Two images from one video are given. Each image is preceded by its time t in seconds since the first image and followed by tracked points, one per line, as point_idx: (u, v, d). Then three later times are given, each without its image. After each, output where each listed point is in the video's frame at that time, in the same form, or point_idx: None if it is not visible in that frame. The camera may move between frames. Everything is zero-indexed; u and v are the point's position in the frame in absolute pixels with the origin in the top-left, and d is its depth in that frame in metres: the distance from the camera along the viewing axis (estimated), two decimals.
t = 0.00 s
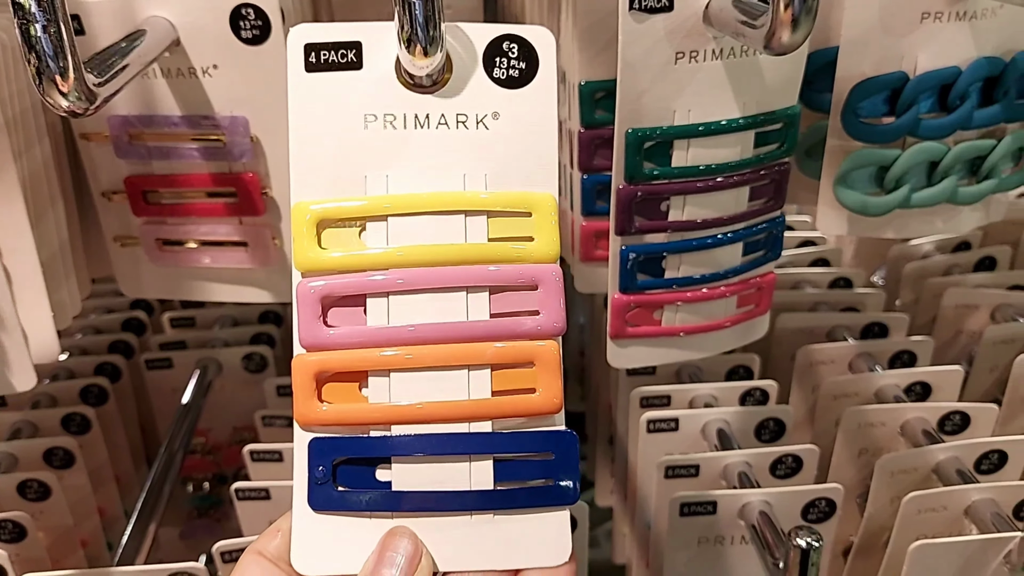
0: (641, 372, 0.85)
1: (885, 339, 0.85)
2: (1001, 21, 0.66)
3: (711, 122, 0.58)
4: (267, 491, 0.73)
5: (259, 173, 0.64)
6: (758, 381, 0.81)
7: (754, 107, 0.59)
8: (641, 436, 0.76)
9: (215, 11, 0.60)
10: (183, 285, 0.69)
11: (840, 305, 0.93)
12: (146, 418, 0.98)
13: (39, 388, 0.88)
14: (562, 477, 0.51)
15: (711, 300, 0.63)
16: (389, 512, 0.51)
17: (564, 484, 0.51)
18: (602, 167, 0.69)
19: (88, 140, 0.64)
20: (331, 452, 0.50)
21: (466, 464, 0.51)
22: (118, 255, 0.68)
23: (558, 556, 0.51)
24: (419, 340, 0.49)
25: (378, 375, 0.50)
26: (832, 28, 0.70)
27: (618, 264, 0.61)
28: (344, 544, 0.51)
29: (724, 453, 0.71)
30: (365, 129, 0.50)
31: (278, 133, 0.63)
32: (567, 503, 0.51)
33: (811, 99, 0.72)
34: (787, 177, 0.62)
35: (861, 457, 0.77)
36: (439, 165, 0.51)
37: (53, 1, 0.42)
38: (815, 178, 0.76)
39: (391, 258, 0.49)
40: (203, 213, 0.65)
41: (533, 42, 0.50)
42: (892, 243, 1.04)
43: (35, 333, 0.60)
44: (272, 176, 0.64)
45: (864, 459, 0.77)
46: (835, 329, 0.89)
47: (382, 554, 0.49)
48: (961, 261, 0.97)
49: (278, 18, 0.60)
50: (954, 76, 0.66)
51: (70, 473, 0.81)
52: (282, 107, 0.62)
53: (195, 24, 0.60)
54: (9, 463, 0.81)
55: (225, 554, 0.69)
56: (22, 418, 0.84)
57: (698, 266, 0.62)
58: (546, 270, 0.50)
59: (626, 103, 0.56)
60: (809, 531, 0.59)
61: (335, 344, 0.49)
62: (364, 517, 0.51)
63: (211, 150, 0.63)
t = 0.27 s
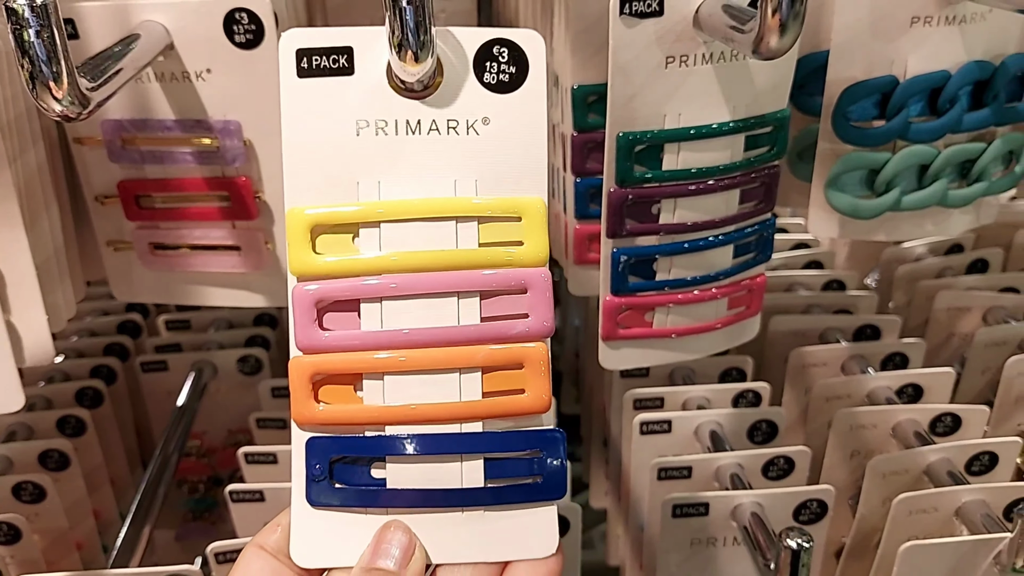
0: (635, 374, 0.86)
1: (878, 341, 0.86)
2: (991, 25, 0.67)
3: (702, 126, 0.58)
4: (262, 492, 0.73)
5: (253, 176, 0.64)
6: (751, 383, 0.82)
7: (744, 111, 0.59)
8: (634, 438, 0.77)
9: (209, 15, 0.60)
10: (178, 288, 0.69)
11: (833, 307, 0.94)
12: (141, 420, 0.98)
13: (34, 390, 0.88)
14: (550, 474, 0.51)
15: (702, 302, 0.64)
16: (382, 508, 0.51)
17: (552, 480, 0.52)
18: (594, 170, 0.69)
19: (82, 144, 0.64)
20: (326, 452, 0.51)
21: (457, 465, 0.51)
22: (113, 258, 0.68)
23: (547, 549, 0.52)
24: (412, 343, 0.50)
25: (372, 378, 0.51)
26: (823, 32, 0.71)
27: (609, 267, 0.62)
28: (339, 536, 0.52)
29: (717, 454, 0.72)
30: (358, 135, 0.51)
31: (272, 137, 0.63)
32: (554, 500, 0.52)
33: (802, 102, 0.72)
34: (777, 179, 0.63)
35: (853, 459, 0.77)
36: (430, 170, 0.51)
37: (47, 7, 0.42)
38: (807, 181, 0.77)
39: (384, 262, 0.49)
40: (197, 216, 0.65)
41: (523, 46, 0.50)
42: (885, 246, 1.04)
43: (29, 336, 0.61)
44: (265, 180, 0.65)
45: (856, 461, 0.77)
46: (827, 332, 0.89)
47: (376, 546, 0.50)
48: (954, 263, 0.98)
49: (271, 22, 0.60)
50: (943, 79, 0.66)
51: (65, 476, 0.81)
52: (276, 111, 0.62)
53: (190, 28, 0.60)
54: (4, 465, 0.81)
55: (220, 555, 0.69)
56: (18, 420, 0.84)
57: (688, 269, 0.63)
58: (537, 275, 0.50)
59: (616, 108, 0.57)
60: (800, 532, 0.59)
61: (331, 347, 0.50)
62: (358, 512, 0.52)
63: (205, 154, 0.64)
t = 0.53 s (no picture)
0: (630, 377, 0.85)
1: (872, 344, 0.86)
2: (985, 27, 0.66)
3: (695, 129, 0.58)
4: (253, 497, 0.72)
5: (244, 179, 0.64)
6: (745, 387, 0.81)
7: (737, 114, 0.59)
8: (628, 441, 0.76)
9: (199, 17, 0.60)
10: (169, 291, 0.68)
11: (828, 310, 0.94)
12: (134, 424, 0.97)
13: (26, 394, 0.87)
14: (539, 471, 0.52)
15: (696, 306, 0.64)
16: (373, 507, 0.52)
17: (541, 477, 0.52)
18: (588, 172, 0.69)
19: (73, 146, 0.64)
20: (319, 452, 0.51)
21: (448, 465, 0.52)
22: (103, 260, 0.68)
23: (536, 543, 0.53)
24: (403, 346, 0.50)
25: (364, 380, 0.50)
26: (816, 35, 0.71)
27: (602, 270, 0.61)
28: (333, 538, 0.52)
29: (710, 458, 0.71)
30: (348, 137, 0.50)
31: (264, 139, 0.63)
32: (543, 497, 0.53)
33: (796, 105, 0.72)
34: (770, 182, 0.63)
35: (847, 463, 0.77)
36: (421, 173, 0.51)
37: (33, 8, 0.42)
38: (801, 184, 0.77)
39: (376, 266, 0.49)
40: (189, 219, 0.65)
41: (515, 49, 0.50)
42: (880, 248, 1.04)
43: (18, 339, 0.60)
44: (256, 183, 0.64)
45: (851, 464, 0.77)
46: (822, 335, 0.89)
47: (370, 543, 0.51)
48: (949, 266, 0.97)
49: (262, 24, 0.60)
50: (937, 82, 0.66)
51: (56, 480, 0.81)
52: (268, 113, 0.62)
53: (180, 30, 0.60)
54: None
55: (211, 560, 0.68)
56: (9, 424, 0.84)
57: (682, 272, 0.62)
58: (528, 278, 0.50)
59: (608, 110, 0.56)
60: (793, 536, 0.59)
61: (323, 350, 0.50)
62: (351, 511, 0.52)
63: (196, 156, 0.63)
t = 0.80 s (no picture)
0: (618, 374, 0.85)
1: (861, 341, 0.86)
2: (972, 22, 0.66)
3: (680, 122, 0.58)
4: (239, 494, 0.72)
5: (228, 173, 0.64)
6: (734, 384, 0.81)
7: (723, 107, 0.59)
8: (616, 438, 0.76)
9: (183, 11, 0.59)
10: (154, 286, 0.68)
11: (817, 308, 0.94)
12: (121, 422, 0.97)
13: (12, 391, 0.87)
14: (514, 421, 0.54)
15: (682, 301, 0.63)
16: (361, 456, 0.54)
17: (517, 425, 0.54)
18: (575, 168, 0.69)
19: (56, 140, 0.63)
20: (308, 408, 0.52)
21: (429, 418, 0.53)
22: (87, 256, 0.67)
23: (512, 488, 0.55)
24: (387, 311, 0.51)
25: (349, 342, 0.51)
26: (804, 31, 0.71)
27: (587, 264, 0.61)
28: (322, 486, 0.54)
29: (697, 454, 0.71)
30: (332, 118, 0.51)
31: (248, 134, 0.62)
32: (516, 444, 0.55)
33: (783, 101, 0.72)
34: (756, 176, 0.62)
35: (836, 459, 0.77)
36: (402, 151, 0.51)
37: None
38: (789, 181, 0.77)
39: (360, 236, 0.50)
40: (173, 214, 0.64)
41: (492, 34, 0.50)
42: (871, 246, 1.04)
43: None
44: (241, 177, 0.64)
45: (839, 461, 0.77)
46: (811, 332, 0.89)
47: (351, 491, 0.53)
48: (939, 263, 0.97)
49: (246, 18, 0.60)
50: (924, 77, 0.66)
51: (41, 477, 0.80)
52: (252, 108, 0.62)
53: (164, 23, 0.60)
54: None
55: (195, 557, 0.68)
56: None
57: (667, 266, 0.62)
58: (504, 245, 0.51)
59: (593, 103, 0.56)
60: (779, 531, 0.59)
61: (311, 314, 0.51)
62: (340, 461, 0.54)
63: (180, 150, 0.63)
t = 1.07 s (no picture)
0: (601, 378, 0.86)
1: (840, 345, 0.87)
2: (946, 31, 0.67)
3: (656, 130, 0.59)
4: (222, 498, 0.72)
5: (210, 180, 0.64)
6: (714, 388, 0.82)
7: (698, 115, 0.59)
8: (597, 442, 0.77)
9: (164, 19, 0.60)
10: (137, 292, 0.69)
11: (799, 313, 0.94)
12: (108, 427, 0.97)
13: None
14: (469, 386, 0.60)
15: (660, 306, 0.64)
16: (335, 417, 0.60)
17: (472, 391, 0.60)
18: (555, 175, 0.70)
19: (39, 148, 0.64)
20: (290, 373, 0.58)
21: (396, 382, 0.59)
22: (71, 262, 0.68)
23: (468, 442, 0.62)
24: (359, 288, 0.56)
25: (326, 315, 0.57)
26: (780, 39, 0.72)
27: (564, 270, 0.62)
28: (301, 441, 0.61)
29: (677, 458, 0.72)
30: (312, 108, 0.54)
31: (229, 141, 0.63)
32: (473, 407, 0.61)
33: (762, 108, 0.73)
34: (732, 183, 0.63)
35: (815, 463, 0.77)
36: (375, 141, 0.55)
37: None
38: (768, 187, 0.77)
39: (336, 221, 0.54)
40: (156, 220, 0.65)
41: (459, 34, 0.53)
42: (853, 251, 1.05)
43: None
44: (222, 185, 0.64)
45: (818, 464, 0.78)
46: (792, 336, 0.90)
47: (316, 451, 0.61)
48: (919, 268, 0.98)
49: (226, 27, 0.60)
50: (899, 85, 0.67)
51: (27, 482, 0.80)
52: (234, 115, 0.62)
53: (145, 31, 0.60)
54: None
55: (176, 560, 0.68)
56: None
57: (644, 272, 0.63)
58: (465, 230, 0.57)
59: (569, 111, 0.57)
60: (754, 535, 0.60)
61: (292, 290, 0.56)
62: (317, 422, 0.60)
63: (162, 157, 0.63)
